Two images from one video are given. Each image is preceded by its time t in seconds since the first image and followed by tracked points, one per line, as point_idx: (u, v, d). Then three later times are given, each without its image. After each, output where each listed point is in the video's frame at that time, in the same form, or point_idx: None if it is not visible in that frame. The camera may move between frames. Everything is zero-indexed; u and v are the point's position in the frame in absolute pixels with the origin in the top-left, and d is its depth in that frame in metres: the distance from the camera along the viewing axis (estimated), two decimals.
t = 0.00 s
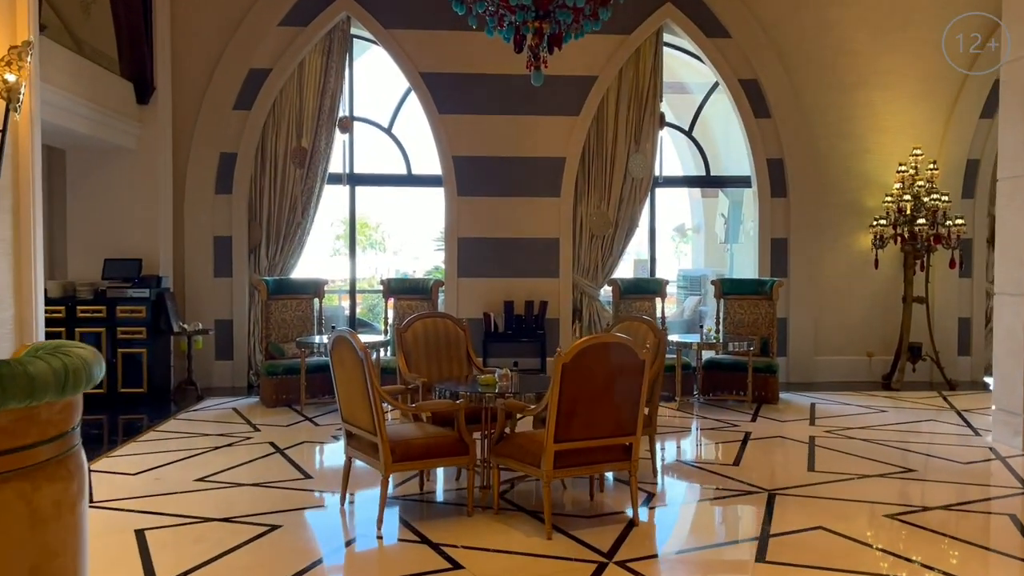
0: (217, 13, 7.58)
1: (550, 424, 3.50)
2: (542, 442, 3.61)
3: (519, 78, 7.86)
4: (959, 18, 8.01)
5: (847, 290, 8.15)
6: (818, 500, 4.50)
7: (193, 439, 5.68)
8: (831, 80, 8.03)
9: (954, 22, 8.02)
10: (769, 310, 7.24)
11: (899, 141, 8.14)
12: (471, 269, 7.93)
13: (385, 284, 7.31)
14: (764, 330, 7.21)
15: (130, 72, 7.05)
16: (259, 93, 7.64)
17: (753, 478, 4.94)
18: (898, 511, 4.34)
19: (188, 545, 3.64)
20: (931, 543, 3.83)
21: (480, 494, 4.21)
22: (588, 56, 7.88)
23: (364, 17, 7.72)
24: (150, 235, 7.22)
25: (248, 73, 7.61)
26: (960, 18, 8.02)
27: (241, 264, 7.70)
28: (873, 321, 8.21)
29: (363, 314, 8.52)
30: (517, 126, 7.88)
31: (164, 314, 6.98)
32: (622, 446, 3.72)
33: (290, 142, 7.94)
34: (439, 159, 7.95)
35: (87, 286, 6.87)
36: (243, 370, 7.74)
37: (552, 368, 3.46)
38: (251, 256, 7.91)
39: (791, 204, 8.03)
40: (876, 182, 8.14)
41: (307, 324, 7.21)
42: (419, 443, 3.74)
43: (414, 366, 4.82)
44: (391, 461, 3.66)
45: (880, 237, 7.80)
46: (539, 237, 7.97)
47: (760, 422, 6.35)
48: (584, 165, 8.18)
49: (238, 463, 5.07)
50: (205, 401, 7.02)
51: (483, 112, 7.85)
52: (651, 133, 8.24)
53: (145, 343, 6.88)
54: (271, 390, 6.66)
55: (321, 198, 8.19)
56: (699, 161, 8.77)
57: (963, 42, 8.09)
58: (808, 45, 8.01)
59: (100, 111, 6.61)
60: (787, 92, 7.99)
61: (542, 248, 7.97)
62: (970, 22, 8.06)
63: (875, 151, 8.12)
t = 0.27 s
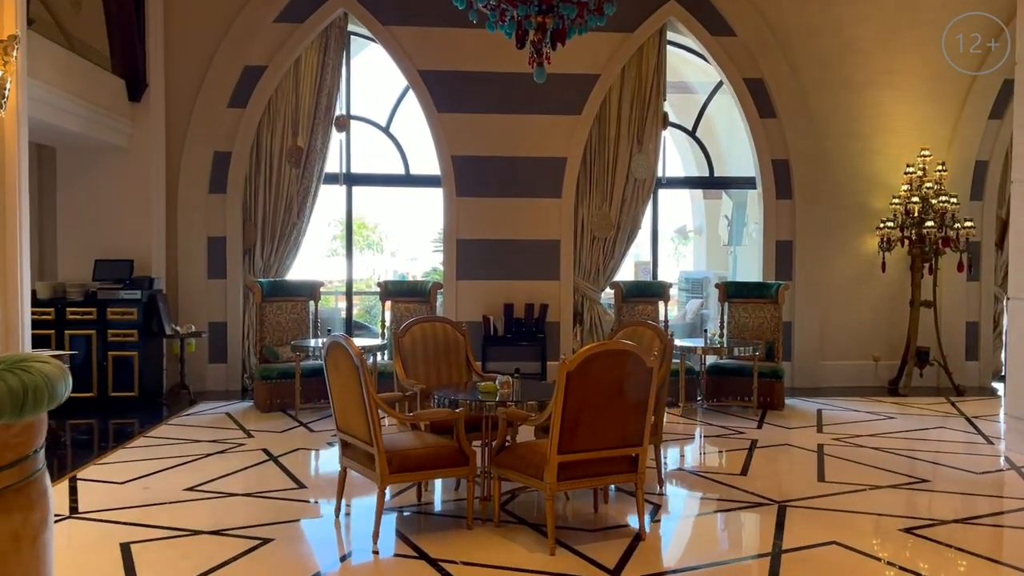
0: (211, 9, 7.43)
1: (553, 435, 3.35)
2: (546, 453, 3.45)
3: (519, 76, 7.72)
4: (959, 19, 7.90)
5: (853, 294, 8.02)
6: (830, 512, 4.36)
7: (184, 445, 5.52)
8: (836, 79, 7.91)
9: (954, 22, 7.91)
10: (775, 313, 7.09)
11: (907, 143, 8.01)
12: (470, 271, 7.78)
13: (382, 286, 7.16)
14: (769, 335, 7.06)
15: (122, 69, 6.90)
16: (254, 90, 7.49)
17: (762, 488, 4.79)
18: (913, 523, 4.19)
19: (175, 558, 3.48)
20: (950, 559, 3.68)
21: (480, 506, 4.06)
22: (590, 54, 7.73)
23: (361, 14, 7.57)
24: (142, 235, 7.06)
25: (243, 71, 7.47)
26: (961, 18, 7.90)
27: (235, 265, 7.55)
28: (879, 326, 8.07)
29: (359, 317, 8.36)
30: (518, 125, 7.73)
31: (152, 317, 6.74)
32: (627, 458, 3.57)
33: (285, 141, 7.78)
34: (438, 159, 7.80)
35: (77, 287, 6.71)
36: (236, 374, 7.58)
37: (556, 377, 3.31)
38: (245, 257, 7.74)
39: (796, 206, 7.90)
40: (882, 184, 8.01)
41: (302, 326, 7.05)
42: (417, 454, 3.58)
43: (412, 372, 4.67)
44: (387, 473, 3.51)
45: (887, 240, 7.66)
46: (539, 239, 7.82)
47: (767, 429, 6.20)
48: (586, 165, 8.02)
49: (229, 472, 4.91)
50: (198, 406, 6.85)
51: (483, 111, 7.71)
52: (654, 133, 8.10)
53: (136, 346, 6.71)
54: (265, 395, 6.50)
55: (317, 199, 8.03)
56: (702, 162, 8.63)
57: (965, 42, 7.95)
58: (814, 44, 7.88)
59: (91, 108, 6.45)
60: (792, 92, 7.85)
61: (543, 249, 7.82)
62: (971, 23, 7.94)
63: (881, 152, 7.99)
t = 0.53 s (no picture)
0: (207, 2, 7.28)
1: (557, 442, 3.21)
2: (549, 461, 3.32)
3: (521, 72, 7.58)
4: (960, 18, 7.76)
5: (860, 295, 7.88)
6: (842, 520, 4.22)
7: (176, 449, 5.37)
8: (843, 77, 7.77)
9: (954, 22, 7.76)
10: (780, 315, 6.96)
11: (915, 141, 7.87)
12: (470, 271, 7.64)
13: (380, 286, 7.03)
14: (775, 337, 6.93)
15: (116, 63, 6.76)
16: (251, 86, 7.35)
17: (771, 495, 4.65)
18: (929, 532, 4.06)
19: (163, 569, 3.34)
20: (970, 570, 3.55)
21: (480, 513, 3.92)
22: (593, 50, 7.60)
23: (360, 9, 7.43)
24: (136, 233, 6.92)
25: (240, 66, 7.32)
26: (964, 17, 7.77)
27: (231, 263, 7.41)
28: (887, 327, 7.94)
29: (358, 317, 8.21)
30: (519, 123, 7.59)
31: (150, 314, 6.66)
32: (633, 465, 3.43)
33: (282, 138, 7.64)
34: (438, 156, 7.66)
35: (70, 286, 6.57)
36: (232, 375, 7.44)
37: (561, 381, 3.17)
38: (241, 256, 7.61)
39: (802, 205, 7.77)
40: (890, 183, 7.87)
41: (299, 327, 6.91)
42: (415, 461, 3.44)
43: (410, 375, 4.53)
44: (384, 480, 3.37)
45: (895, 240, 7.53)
46: (541, 238, 7.67)
47: (773, 433, 6.06)
48: (589, 163, 7.90)
49: (222, 477, 4.76)
50: (192, 408, 6.71)
51: (484, 108, 7.57)
52: (657, 131, 7.96)
53: (129, 346, 6.57)
54: (260, 396, 6.37)
55: (315, 196, 7.90)
56: (707, 160, 8.50)
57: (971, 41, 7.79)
58: (821, 40, 7.74)
59: (83, 102, 6.31)
60: (799, 89, 7.72)
61: (545, 249, 7.68)
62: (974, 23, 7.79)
63: (889, 151, 7.86)
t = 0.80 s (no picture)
0: None
1: (563, 447, 3.08)
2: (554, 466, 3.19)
3: (525, 67, 7.44)
4: (961, 21, 7.66)
5: (869, 294, 7.74)
6: (857, 527, 4.08)
7: (171, 450, 5.24)
8: (853, 72, 7.64)
9: (953, 23, 7.66)
10: (789, 314, 6.81)
11: (925, 138, 7.73)
12: (472, 269, 7.51)
13: (381, 284, 6.91)
14: (784, 337, 6.79)
15: (113, 58, 6.65)
16: (250, 81, 7.22)
17: (782, 500, 4.51)
18: (947, 540, 3.92)
19: None
20: None
21: (482, 520, 3.79)
22: (598, 45, 7.46)
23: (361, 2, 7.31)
24: (133, 230, 6.80)
25: (239, 60, 7.20)
26: (965, 20, 7.67)
27: (230, 261, 7.28)
28: (897, 327, 7.79)
29: (359, 317, 8.09)
30: (523, 119, 7.46)
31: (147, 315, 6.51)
32: (642, 470, 3.31)
33: (282, 134, 7.52)
34: (440, 153, 7.53)
35: (66, 284, 6.45)
36: (230, 375, 7.32)
37: (567, 383, 3.04)
38: (240, 253, 7.49)
39: (810, 203, 7.63)
40: (901, 181, 7.73)
41: (298, 326, 6.78)
42: (415, 466, 3.31)
43: (410, 376, 4.40)
44: (383, 486, 3.24)
45: (905, 239, 7.39)
46: (544, 236, 7.54)
47: (782, 436, 5.93)
48: (593, 160, 7.78)
49: (217, 479, 4.63)
50: (190, 408, 6.59)
51: (487, 103, 7.44)
52: (663, 128, 7.83)
53: (126, 346, 6.44)
54: (258, 395, 6.25)
55: (315, 193, 7.78)
56: (713, 157, 8.37)
57: (976, 42, 7.69)
58: (830, 35, 7.61)
59: (78, 97, 6.19)
60: (807, 85, 7.58)
61: (549, 247, 7.54)
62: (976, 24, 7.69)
63: (899, 148, 7.72)
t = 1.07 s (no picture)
0: None
1: (569, 452, 2.96)
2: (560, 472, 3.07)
3: (529, 62, 7.31)
4: (963, 21, 7.53)
5: (879, 294, 7.61)
6: (872, 534, 3.96)
7: (166, 452, 5.13)
8: (863, 68, 7.50)
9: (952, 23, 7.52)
10: (798, 314, 6.68)
11: (937, 135, 7.59)
12: (475, 267, 7.39)
13: (382, 283, 6.80)
14: (793, 337, 6.66)
15: (110, 51, 6.53)
16: (249, 75, 7.09)
17: (794, 505, 4.39)
18: (967, 549, 3.79)
19: None
20: None
21: (485, 526, 3.66)
22: (604, 39, 7.33)
23: None
24: (131, 226, 6.69)
25: (238, 54, 7.07)
26: (967, 19, 7.54)
27: (229, 258, 7.17)
28: (907, 328, 7.66)
29: (360, 315, 7.98)
30: (527, 114, 7.33)
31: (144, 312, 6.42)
32: (652, 478, 3.19)
33: (283, 129, 7.41)
34: (443, 149, 7.41)
35: (62, 281, 6.34)
36: (229, 374, 7.21)
37: (574, 388, 2.93)
38: (240, 250, 7.38)
39: (820, 200, 7.49)
40: (912, 178, 7.59)
41: (298, 325, 6.68)
42: (416, 471, 3.19)
43: (411, 377, 4.28)
44: (382, 492, 3.12)
45: (917, 237, 7.26)
46: (549, 234, 7.41)
47: (792, 438, 5.80)
48: (599, 156, 7.67)
49: (213, 482, 4.52)
50: (188, 408, 6.47)
51: (490, 98, 7.31)
52: (670, 124, 7.71)
53: (122, 345, 6.32)
54: (257, 395, 6.14)
55: (316, 190, 7.66)
56: (720, 154, 8.23)
57: (981, 42, 7.55)
58: (840, 29, 7.47)
59: (74, 90, 6.07)
60: (817, 81, 7.44)
61: (553, 245, 7.41)
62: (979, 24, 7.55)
63: (910, 145, 7.58)
